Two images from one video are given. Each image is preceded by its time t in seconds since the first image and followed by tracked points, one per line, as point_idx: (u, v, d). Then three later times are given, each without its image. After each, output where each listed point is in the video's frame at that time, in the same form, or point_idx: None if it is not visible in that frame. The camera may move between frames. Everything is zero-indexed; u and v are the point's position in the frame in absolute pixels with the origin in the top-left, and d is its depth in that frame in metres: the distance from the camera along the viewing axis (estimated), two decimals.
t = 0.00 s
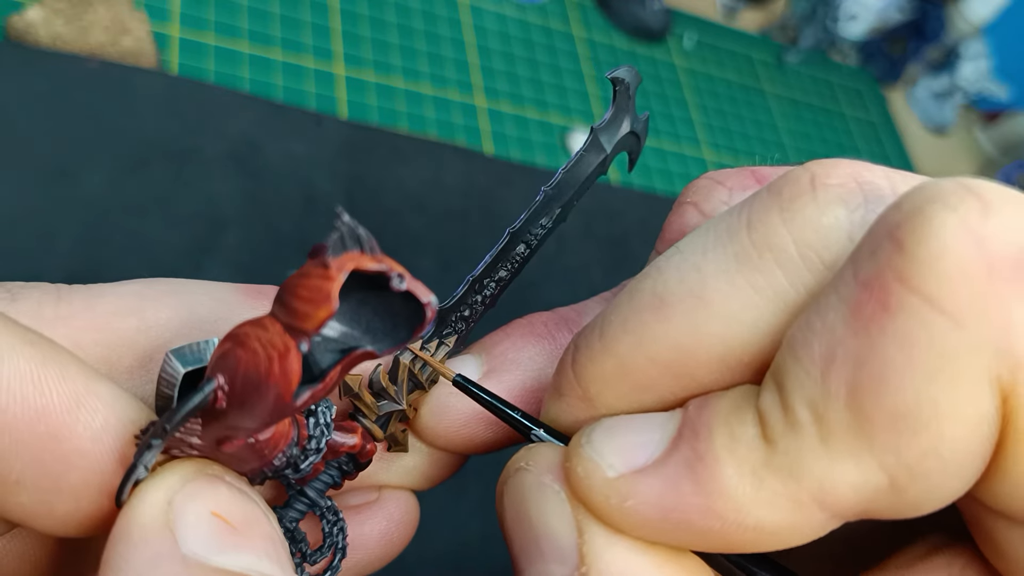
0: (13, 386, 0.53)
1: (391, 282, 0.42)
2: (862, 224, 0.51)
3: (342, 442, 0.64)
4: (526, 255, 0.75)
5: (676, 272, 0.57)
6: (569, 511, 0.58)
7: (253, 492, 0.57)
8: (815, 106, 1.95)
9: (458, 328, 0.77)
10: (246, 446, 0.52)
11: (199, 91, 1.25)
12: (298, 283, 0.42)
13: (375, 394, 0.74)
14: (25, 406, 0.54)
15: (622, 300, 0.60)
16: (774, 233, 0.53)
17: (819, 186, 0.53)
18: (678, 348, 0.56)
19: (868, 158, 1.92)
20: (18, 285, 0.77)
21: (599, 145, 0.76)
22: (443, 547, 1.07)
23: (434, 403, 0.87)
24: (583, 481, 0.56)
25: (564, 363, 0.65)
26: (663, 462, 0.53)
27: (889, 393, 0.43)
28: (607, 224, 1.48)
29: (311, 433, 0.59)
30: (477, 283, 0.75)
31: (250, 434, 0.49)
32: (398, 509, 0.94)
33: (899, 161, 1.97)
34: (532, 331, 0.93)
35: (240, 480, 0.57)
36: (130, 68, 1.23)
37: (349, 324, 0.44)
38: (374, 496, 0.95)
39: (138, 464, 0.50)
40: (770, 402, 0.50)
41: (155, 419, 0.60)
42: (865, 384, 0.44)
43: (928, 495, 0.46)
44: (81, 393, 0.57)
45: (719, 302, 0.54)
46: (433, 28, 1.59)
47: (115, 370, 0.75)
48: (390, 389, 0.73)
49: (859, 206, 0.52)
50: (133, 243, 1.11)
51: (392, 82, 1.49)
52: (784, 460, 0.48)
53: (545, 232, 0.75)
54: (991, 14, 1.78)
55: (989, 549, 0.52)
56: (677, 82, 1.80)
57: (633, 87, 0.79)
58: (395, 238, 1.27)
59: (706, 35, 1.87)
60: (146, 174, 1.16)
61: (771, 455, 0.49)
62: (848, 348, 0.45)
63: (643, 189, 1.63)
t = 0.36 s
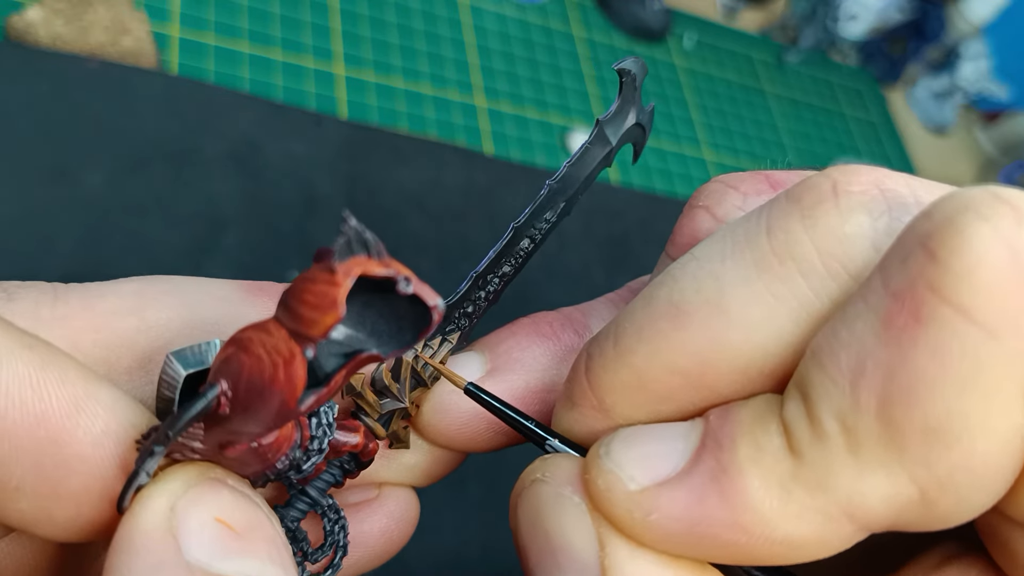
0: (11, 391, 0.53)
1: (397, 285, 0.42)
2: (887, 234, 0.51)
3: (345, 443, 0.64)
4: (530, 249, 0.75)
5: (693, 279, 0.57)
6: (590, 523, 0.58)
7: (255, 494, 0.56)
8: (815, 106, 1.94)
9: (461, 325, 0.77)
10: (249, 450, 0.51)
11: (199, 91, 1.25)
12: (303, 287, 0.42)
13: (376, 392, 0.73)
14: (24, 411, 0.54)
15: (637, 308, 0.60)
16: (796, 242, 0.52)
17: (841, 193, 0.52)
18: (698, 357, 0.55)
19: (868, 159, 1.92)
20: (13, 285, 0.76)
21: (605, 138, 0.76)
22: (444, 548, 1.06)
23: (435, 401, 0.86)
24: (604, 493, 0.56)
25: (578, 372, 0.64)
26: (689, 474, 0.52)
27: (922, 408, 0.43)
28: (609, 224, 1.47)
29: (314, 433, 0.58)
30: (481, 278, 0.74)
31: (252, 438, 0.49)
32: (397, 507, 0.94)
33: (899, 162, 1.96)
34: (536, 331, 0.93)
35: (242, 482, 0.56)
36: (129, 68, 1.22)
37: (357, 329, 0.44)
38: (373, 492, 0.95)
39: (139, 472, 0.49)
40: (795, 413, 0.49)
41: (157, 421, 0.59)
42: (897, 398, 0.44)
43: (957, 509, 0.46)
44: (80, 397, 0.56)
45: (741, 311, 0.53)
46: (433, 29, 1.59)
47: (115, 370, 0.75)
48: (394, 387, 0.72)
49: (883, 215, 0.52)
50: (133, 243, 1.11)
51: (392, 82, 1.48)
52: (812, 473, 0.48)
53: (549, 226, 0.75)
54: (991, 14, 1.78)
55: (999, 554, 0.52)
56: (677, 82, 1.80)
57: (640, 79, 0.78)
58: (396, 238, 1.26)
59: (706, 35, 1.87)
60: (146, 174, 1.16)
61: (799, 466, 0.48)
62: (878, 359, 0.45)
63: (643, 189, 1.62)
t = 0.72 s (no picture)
0: (35, 411, 0.51)
1: (420, 290, 0.42)
2: (885, 226, 0.51)
3: (350, 433, 0.63)
4: (525, 233, 0.76)
5: (691, 268, 0.57)
6: (580, 507, 0.58)
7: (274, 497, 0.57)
8: (815, 107, 1.95)
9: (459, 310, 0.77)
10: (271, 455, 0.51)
11: (200, 92, 1.25)
12: (331, 298, 0.43)
13: (380, 382, 0.72)
14: (49, 431, 0.51)
15: (634, 297, 0.60)
16: (795, 233, 0.53)
17: (840, 186, 0.53)
18: (695, 345, 0.55)
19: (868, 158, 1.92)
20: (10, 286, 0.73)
21: (596, 119, 0.76)
22: (443, 546, 1.07)
23: (433, 387, 0.86)
24: (597, 477, 0.56)
25: (573, 358, 0.65)
26: (683, 459, 0.53)
27: (916, 395, 0.43)
28: (609, 224, 1.48)
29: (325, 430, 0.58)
30: (477, 263, 0.75)
31: (273, 445, 0.49)
32: (397, 493, 0.95)
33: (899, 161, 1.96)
34: (535, 320, 0.93)
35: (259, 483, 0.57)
36: (129, 68, 1.23)
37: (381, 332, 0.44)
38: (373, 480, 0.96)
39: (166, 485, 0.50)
40: (789, 401, 0.49)
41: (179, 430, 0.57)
42: (893, 385, 0.44)
43: (950, 497, 0.46)
44: (103, 412, 0.54)
45: (738, 300, 0.54)
46: (433, 29, 1.59)
47: (118, 371, 0.75)
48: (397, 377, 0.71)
49: (881, 208, 0.52)
50: (134, 242, 1.11)
51: (392, 82, 1.49)
52: (805, 460, 0.48)
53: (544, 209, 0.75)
54: (991, 14, 1.77)
55: (994, 552, 0.52)
56: (677, 83, 1.80)
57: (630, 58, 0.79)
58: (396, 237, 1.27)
59: (706, 35, 1.87)
60: (147, 174, 1.16)
61: (793, 454, 0.48)
62: (875, 346, 0.45)
63: (643, 189, 1.62)
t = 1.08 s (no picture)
0: (37, 415, 0.51)
1: (421, 292, 0.43)
2: (873, 232, 0.52)
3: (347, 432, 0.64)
4: (521, 233, 0.76)
5: (682, 274, 0.57)
6: (570, 514, 0.59)
7: (272, 498, 0.57)
8: (814, 107, 1.95)
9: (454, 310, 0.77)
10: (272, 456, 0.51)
11: (200, 91, 1.26)
12: (332, 301, 0.43)
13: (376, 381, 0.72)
14: (50, 435, 0.52)
15: (624, 303, 0.60)
16: (784, 240, 0.53)
17: (828, 193, 0.53)
18: (683, 351, 0.56)
19: (868, 159, 1.92)
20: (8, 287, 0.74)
21: (592, 119, 0.77)
22: (441, 546, 1.07)
23: (429, 387, 0.86)
24: (587, 483, 0.56)
25: (564, 364, 0.65)
26: (671, 466, 0.53)
27: (902, 401, 0.44)
28: (608, 224, 1.48)
29: (323, 429, 0.58)
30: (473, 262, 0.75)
31: (274, 446, 0.49)
32: (394, 492, 0.96)
33: (898, 162, 1.95)
34: (532, 321, 0.94)
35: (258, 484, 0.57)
36: (129, 68, 1.23)
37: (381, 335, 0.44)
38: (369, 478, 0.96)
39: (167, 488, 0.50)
40: (777, 407, 0.50)
41: (179, 431, 0.58)
42: (878, 392, 0.44)
43: (937, 504, 0.46)
44: (103, 414, 0.55)
45: (727, 306, 0.54)
46: (433, 29, 1.60)
47: (117, 373, 0.75)
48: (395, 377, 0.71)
49: (869, 214, 0.52)
50: (133, 242, 1.11)
51: (392, 82, 1.49)
52: (794, 466, 0.48)
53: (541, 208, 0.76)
54: (991, 14, 1.82)
55: (988, 559, 0.53)
56: (677, 83, 1.80)
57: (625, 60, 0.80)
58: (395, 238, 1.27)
59: (706, 35, 1.87)
60: (146, 174, 1.17)
61: (780, 460, 0.49)
62: (861, 352, 0.45)
63: (643, 189, 1.63)
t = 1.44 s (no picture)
0: (41, 415, 0.51)
1: (424, 292, 0.43)
2: (880, 225, 0.52)
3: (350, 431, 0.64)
4: (525, 233, 0.76)
5: (687, 268, 0.57)
6: (578, 506, 0.59)
7: (275, 497, 0.57)
8: (814, 107, 1.95)
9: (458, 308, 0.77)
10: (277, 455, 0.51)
11: (200, 91, 1.26)
12: (335, 299, 0.43)
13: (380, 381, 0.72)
14: (55, 435, 0.52)
15: (631, 295, 0.60)
16: (791, 233, 0.53)
17: (835, 184, 0.54)
18: (690, 344, 0.56)
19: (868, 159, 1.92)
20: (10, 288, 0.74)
21: (595, 119, 0.77)
22: (443, 545, 1.07)
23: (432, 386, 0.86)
24: (594, 475, 0.56)
25: (569, 359, 0.65)
26: (679, 457, 0.53)
27: (911, 392, 0.44)
28: (609, 224, 1.48)
29: (327, 429, 0.59)
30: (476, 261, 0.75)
31: (277, 446, 0.49)
32: (394, 491, 0.96)
33: (898, 161, 1.96)
34: (534, 319, 0.94)
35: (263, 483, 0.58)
36: (130, 68, 1.23)
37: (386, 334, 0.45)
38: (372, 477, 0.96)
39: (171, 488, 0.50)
40: (785, 399, 0.50)
41: (183, 432, 0.58)
42: (887, 380, 0.45)
43: (946, 493, 0.46)
44: (108, 415, 0.55)
45: (734, 298, 0.54)
46: (433, 28, 1.60)
47: (120, 372, 0.75)
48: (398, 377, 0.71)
49: (876, 206, 0.53)
50: (135, 243, 1.11)
51: (393, 82, 1.49)
52: (801, 457, 0.48)
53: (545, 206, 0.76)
54: (990, 14, 1.81)
55: (993, 548, 0.53)
56: (677, 83, 1.80)
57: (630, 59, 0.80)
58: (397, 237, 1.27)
59: (706, 35, 1.87)
60: (148, 174, 1.17)
61: (788, 450, 0.49)
62: (869, 343, 0.46)
63: (643, 189, 1.63)
